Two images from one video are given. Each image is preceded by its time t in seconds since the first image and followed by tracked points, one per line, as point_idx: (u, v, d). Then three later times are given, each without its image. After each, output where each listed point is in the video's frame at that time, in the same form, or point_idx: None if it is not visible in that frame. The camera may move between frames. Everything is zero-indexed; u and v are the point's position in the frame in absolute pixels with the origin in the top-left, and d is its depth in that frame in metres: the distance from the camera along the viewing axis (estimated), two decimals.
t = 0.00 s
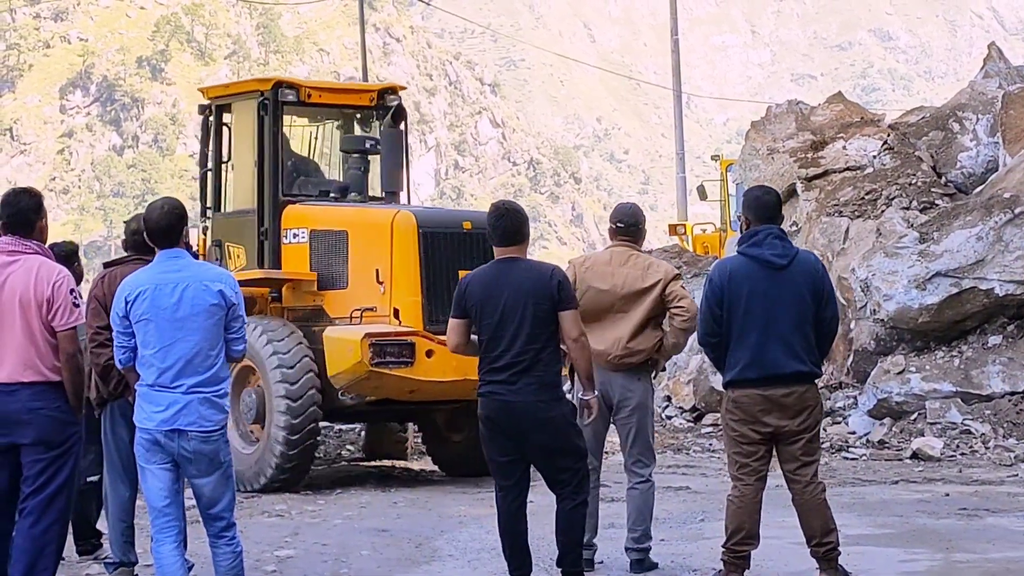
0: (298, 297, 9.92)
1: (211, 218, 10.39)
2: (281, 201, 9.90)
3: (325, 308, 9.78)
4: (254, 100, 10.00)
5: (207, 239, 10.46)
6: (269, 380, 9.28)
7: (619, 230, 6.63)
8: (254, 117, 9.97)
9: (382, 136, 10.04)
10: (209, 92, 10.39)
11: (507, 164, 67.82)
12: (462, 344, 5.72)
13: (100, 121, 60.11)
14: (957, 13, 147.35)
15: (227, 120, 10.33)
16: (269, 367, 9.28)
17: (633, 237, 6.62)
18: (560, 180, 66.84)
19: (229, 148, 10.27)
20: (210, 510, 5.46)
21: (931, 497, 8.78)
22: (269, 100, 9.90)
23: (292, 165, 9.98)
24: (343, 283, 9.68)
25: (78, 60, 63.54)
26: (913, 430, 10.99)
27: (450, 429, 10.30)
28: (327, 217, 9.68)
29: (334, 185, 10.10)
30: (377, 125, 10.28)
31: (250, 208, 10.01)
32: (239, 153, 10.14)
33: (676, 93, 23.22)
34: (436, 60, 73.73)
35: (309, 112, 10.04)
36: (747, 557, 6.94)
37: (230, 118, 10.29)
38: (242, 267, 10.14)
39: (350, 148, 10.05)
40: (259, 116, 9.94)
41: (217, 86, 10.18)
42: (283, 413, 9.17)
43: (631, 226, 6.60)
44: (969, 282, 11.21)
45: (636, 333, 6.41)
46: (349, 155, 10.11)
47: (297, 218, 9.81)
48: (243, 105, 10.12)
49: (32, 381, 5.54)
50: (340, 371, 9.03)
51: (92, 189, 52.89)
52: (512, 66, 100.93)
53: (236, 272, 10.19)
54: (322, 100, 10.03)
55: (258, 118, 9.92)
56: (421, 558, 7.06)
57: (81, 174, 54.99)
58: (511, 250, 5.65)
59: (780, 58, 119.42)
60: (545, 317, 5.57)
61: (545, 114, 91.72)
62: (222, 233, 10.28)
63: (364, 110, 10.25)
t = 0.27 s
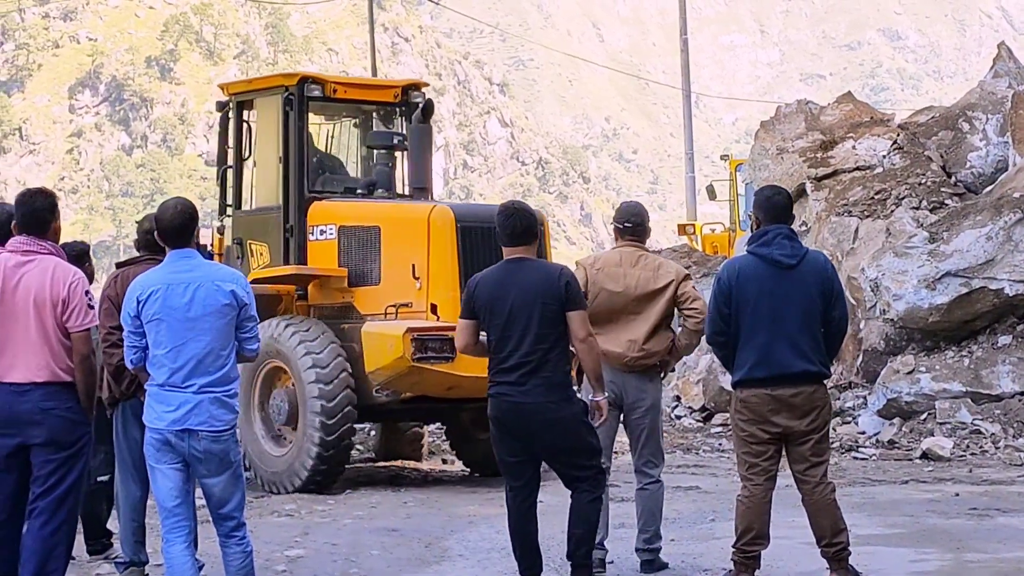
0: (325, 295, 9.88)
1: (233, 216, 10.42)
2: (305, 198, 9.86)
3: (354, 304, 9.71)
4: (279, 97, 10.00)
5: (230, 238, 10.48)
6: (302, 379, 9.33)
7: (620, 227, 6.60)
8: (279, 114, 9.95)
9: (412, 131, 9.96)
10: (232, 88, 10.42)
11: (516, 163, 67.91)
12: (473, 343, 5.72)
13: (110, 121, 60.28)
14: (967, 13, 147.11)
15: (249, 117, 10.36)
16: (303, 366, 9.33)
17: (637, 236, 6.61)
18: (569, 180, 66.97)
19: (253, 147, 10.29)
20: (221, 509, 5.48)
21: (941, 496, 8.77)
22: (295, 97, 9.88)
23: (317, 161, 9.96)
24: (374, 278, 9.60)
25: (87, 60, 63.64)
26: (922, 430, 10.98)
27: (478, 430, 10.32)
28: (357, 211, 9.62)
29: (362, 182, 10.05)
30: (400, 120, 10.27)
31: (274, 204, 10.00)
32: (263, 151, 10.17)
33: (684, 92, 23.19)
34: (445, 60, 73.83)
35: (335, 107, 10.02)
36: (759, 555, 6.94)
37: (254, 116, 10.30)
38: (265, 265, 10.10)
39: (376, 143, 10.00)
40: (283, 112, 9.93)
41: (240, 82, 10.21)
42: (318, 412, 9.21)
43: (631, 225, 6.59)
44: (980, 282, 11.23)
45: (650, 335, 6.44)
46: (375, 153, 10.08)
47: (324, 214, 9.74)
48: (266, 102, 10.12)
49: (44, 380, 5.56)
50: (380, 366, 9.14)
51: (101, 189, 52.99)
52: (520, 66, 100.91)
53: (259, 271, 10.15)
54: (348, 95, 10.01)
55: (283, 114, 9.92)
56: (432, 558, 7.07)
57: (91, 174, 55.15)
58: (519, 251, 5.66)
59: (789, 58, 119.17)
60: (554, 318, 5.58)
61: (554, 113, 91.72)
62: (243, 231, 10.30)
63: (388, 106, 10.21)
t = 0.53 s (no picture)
0: (352, 294, 9.88)
1: (250, 215, 10.44)
2: (328, 196, 9.84)
3: (383, 304, 9.72)
4: (297, 94, 10.00)
5: (247, 239, 10.50)
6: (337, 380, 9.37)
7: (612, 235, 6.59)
8: (298, 111, 9.95)
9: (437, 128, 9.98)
10: (245, 87, 10.44)
11: (527, 163, 67.86)
12: (490, 345, 5.74)
13: (121, 121, 60.44)
14: (980, 13, 146.61)
15: (264, 115, 10.39)
16: (338, 365, 9.36)
17: (626, 238, 6.57)
18: (580, 180, 66.91)
19: (270, 145, 10.30)
20: (230, 510, 5.50)
21: (953, 497, 8.75)
22: (314, 93, 9.87)
23: (337, 159, 9.93)
24: (407, 278, 9.58)
25: (99, 60, 63.87)
26: (934, 430, 10.97)
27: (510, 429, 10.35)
28: (385, 209, 9.62)
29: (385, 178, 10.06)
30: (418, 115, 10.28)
31: (294, 203, 10.03)
32: (281, 150, 10.19)
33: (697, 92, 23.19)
34: (456, 60, 73.88)
35: (354, 104, 10.02)
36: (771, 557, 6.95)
37: (270, 114, 10.32)
38: (287, 266, 10.11)
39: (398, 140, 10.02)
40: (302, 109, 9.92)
41: (255, 80, 10.23)
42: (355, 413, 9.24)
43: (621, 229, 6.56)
44: (991, 281, 11.24)
45: (655, 339, 6.46)
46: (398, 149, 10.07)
47: (347, 212, 9.73)
48: (283, 99, 10.14)
49: (54, 381, 5.58)
50: (420, 367, 9.22)
51: (112, 190, 53.17)
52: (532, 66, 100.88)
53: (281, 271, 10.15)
54: (367, 91, 10.01)
55: (302, 112, 9.90)
56: (442, 558, 7.08)
57: (102, 174, 55.34)
58: (538, 252, 5.67)
59: (801, 58, 119.06)
60: (570, 318, 5.59)
61: (565, 113, 91.66)
62: (261, 231, 10.32)
63: (404, 102, 10.21)
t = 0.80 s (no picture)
0: (388, 292, 9.89)
1: (274, 215, 10.44)
2: (359, 194, 9.89)
3: (425, 302, 9.71)
4: (327, 90, 10.02)
5: (272, 237, 10.51)
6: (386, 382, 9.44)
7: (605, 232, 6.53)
8: (328, 108, 9.98)
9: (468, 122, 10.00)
10: (267, 82, 10.44)
11: (541, 163, 67.83)
12: (513, 342, 5.76)
13: (135, 121, 60.65)
14: (995, 14, 146.09)
15: (287, 111, 10.40)
16: (390, 367, 9.41)
17: (621, 239, 6.54)
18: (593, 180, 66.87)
19: (297, 142, 10.31)
20: (244, 510, 5.53)
21: (966, 497, 8.73)
22: (344, 89, 9.91)
23: (368, 157, 9.96)
24: (449, 276, 9.59)
25: (114, 60, 64.15)
26: (948, 430, 10.96)
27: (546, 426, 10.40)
28: (421, 206, 9.65)
29: (416, 176, 10.17)
30: (444, 109, 10.36)
31: (326, 201, 10.05)
32: (308, 147, 10.22)
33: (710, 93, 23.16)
34: (470, 60, 73.96)
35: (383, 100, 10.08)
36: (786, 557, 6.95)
37: (296, 110, 10.33)
38: (319, 265, 10.13)
39: (429, 137, 10.08)
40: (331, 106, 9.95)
41: (279, 78, 10.24)
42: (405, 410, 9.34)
43: (614, 227, 6.51)
44: (1006, 281, 11.25)
45: (658, 337, 6.46)
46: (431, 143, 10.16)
47: (381, 210, 9.77)
48: (309, 96, 10.16)
49: (66, 381, 5.62)
50: (476, 366, 9.24)
51: (126, 189, 53.38)
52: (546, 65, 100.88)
53: (313, 270, 10.18)
54: (398, 87, 10.07)
55: (334, 109, 9.92)
56: (457, 557, 7.10)
57: (117, 174, 55.57)
58: (562, 250, 5.71)
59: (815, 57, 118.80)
60: (589, 319, 5.61)
61: (578, 112, 91.62)
62: (288, 230, 10.33)
63: (428, 97, 10.29)
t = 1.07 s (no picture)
0: (431, 287, 9.93)
1: (309, 211, 10.48)
2: (399, 187, 9.96)
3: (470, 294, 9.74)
4: (362, 84, 10.10)
5: (307, 235, 10.54)
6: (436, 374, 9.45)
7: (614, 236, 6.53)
8: (365, 101, 10.05)
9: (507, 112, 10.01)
10: (300, 78, 10.48)
11: (556, 164, 67.79)
12: (534, 337, 5.79)
13: (151, 121, 60.86)
14: (1012, 13, 145.49)
15: (321, 107, 10.45)
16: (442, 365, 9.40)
17: (626, 240, 6.54)
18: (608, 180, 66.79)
19: (332, 137, 10.35)
20: (260, 510, 5.56)
21: (982, 498, 8.72)
22: (380, 82, 9.99)
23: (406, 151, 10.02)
24: (496, 270, 9.60)
25: (129, 61, 64.40)
26: (964, 430, 10.93)
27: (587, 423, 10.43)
28: (464, 198, 9.69)
29: (455, 170, 10.24)
30: (479, 102, 10.45)
31: (363, 195, 10.09)
32: (343, 142, 10.27)
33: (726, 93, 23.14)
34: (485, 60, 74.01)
35: (421, 93, 10.16)
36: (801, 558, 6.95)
37: (330, 104, 10.38)
38: (358, 260, 10.17)
39: (468, 131, 10.16)
40: (369, 98, 10.02)
41: (314, 72, 10.29)
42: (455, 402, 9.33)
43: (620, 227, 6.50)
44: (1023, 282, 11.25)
45: (667, 336, 6.47)
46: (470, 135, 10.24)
47: (422, 205, 9.83)
48: (346, 90, 10.22)
49: (82, 381, 5.65)
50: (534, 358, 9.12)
51: (142, 189, 53.57)
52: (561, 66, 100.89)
53: (352, 265, 10.22)
54: (435, 80, 10.16)
55: (371, 101, 9.99)
56: (472, 558, 7.13)
57: (132, 174, 55.81)
58: (590, 248, 5.74)
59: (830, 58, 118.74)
60: (612, 319, 5.63)
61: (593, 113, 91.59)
62: (324, 226, 10.37)
63: (465, 91, 10.38)
